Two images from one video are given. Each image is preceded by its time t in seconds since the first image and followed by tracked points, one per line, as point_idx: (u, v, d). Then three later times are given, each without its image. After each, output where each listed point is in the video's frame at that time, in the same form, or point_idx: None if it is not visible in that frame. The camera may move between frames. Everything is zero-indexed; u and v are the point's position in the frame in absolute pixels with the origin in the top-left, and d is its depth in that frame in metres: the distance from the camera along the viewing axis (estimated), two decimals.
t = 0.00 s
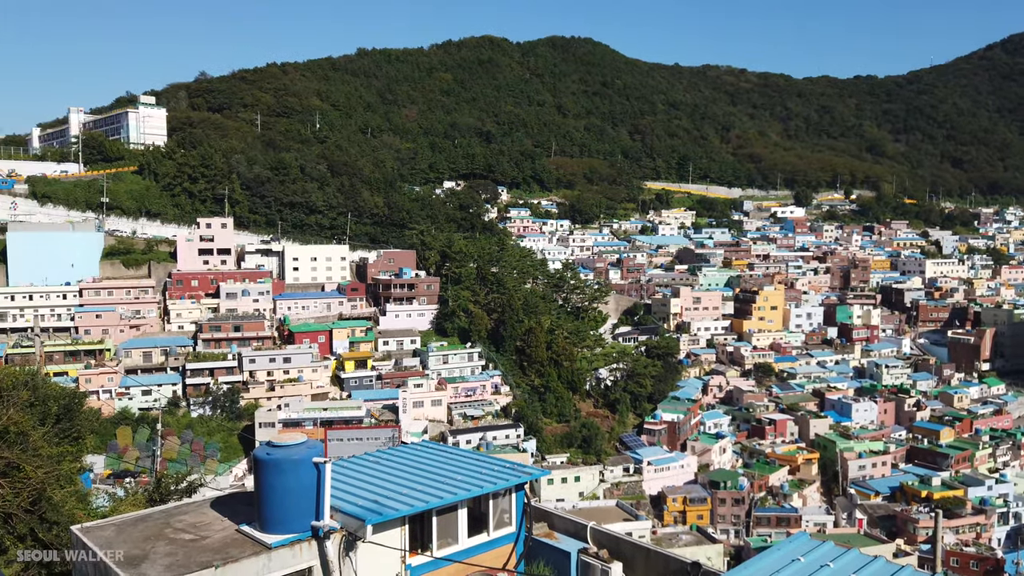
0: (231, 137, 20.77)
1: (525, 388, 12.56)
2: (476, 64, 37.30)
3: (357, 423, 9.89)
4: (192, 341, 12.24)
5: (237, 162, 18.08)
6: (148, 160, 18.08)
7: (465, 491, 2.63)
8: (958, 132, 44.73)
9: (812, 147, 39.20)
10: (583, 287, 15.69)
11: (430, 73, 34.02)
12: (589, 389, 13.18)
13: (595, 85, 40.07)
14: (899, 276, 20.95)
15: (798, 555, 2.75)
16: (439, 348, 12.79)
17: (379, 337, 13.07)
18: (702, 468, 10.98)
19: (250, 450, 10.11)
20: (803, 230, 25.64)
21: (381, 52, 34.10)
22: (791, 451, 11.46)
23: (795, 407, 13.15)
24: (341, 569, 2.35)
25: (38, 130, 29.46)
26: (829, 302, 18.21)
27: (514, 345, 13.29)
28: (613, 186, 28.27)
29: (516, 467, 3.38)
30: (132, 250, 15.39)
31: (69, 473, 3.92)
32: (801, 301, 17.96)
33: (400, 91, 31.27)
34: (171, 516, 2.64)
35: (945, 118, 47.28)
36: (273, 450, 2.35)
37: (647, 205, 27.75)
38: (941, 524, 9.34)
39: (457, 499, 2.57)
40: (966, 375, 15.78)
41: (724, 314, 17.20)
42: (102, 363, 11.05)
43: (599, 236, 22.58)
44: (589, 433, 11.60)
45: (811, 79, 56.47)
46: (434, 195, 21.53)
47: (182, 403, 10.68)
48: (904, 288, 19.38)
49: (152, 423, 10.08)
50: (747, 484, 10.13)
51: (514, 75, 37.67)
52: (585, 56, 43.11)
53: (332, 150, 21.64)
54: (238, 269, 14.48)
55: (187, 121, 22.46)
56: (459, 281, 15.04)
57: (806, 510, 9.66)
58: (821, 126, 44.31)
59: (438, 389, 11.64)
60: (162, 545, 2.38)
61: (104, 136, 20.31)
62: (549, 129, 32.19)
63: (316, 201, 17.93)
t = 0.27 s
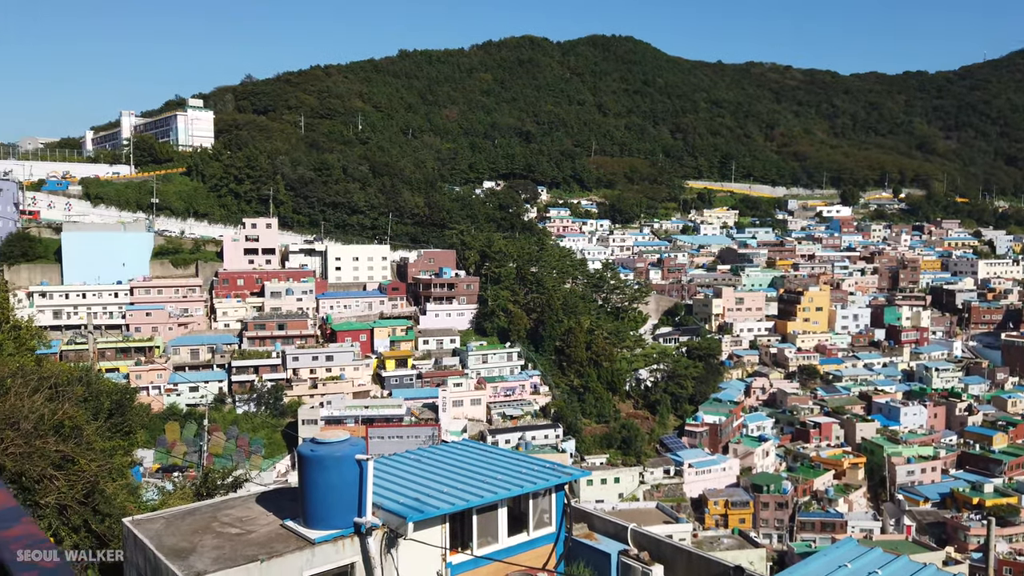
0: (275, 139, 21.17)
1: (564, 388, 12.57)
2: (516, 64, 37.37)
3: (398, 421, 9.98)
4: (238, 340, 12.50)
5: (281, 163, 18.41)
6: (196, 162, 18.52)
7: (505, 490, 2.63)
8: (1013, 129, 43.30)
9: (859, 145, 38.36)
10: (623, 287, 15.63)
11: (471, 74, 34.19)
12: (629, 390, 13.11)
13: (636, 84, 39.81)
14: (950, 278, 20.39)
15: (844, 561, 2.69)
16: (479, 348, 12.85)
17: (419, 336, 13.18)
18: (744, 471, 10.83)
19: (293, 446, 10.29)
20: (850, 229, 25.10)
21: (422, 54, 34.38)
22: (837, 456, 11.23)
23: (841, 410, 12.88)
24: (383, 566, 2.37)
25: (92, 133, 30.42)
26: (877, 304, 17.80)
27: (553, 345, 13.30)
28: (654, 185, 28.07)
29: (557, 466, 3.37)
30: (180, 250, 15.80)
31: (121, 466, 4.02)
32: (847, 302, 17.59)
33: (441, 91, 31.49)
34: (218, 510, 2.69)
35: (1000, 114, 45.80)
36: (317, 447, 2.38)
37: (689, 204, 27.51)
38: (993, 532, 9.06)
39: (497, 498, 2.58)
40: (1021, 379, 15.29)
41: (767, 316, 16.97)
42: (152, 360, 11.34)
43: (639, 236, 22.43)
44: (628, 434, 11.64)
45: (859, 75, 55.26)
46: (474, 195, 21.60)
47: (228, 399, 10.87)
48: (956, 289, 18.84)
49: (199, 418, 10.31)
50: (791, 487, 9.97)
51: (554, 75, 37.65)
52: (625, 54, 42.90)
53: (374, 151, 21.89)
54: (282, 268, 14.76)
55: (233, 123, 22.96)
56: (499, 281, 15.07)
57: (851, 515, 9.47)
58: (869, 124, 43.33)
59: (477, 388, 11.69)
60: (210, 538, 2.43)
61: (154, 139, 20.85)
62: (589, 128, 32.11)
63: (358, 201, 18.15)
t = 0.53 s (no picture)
0: (319, 140, 21.49)
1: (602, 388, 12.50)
2: (557, 63, 37.36)
3: (437, 420, 10.03)
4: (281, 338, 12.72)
5: (324, 164, 18.69)
6: (241, 163, 18.90)
7: (544, 490, 2.63)
8: None
9: (908, 143, 37.44)
10: (664, 287, 15.56)
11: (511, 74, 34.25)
12: (669, 392, 13.08)
13: (677, 82, 39.46)
14: (1004, 279, 19.76)
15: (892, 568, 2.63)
16: (518, 348, 12.88)
17: (458, 335, 13.26)
18: (787, 475, 10.67)
19: (335, 443, 10.44)
20: (898, 229, 24.50)
21: (462, 54, 34.60)
22: (884, 460, 10.97)
23: (888, 414, 12.59)
24: (424, 563, 2.39)
25: (143, 135, 31.28)
26: (926, 305, 17.35)
27: (593, 345, 13.22)
28: (696, 185, 27.81)
29: (596, 468, 3.36)
30: (226, 249, 16.12)
31: (170, 461, 4.12)
32: (895, 304, 17.18)
33: (481, 91, 31.63)
34: (262, 505, 2.74)
35: None
36: (359, 444, 2.41)
37: (731, 203, 27.21)
38: None
39: (537, 498, 2.58)
40: None
41: (812, 317, 16.77)
42: (198, 357, 11.60)
43: (680, 235, 22.23)
44: (668, 436, 11.70)
45: (909, 71, 53.91)
46: (514, 195, 21.62)
47: (271, 397, 11.08)
48: (1010, 291, 18.27)
49: (243, 415, 10.51)
50: (835, 492, 9.79)
51: (595, 73, 37.54)
52: (667, 52, 42.57)
53: (414, 152, 22.07)
54: (325, 268, 14.98)
55: (278, 125, 23.38)
56: (538, 281, 15.07)
57: (898, 522, 9.26)
58: (918, 120, 42.25)
59: (516, 388, 11.71)
60: (254, 533, 2.47)
61: (201, 141, 21.32)
62: (630, 127, 31.96)
63: (398, 201, 18.31)
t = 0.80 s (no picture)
0: (359, 141, 21.76)
1: (640, 390, 12.51)
2: (596, 63, 37.31)
3: (474, 419, 10.08)
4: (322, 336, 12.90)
5: (364, 165, 18.95)
6: (283, 164, 19.23)
7: (582, 491, 2.62)
8: None
9: (957, 141, 36.48)
10: (703, 288, 15.48)
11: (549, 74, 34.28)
12: (709, 393, 13.10)
13: (718, 80, 39.06)
14: None
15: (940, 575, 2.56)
16: (555, 347, 12.88)
17: (496, 335, 13.30)
18: (830, 480, 10.51)
19: (374, 441, 10.55)
20: (947, 229, 23.88)
21: (501, 54, 34.73)
22: (931, 466, 10.71)
23: (935, 418, 12.28)
24: (463, 562, 2.39)
25: (189, 137, 32.02)
26: (976, 307, 16.88)
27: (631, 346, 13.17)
28: (737, 184, 27.52)
29: (635, 469, 3.34)
30: (269, 249, 16.44)
31: (214, 456, 4.21)
32: (943, 306, 16.77)
33: (520, 91, 31.71)
34: (304, 501, 2.78)
35: None
36: (400, 442, 2.42)
37: (773, 203, 26.90)
38: None
39: (575, 499, 2.57)
40: None
41: (857, 319, 16.43)
42: (241, 354, 11.83)
43: (720, 235, 22.01)
44: (708, 438, 11.64)
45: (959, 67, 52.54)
46: (552, 194, 21.61)
47: (312, 394, 11.21)
48: None
49: (285, 412, 10.69)
50: (880, 498, 9.55)
51: (634, 72, 37.41)
52: (708, 50, 42.17)
53: (453, 153, 22.21)
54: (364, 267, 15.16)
55: (319, 127, 23.73)
56: (576, 281, 15.04)
57: (946, 529, 9.04)
58: (968, 117, 41.15)
59: (554, 388, 11.72)
60: (296, 528, 2.50)
61: (245, 142, 21.73)
62: (670, 127, 31.78)
63: (437, 201, 18.43)
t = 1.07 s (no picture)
0: (399, 142, 21.98)
1: (681, 392, 12.61)
2: (636, 62, 37.18)
3: (512, 420, 10.13)
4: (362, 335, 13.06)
5: (404, 166, 19.16)
6: (324, 165, 19.51)
7: (622, 493, 2.60)
8: None
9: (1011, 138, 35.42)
10: (745, 289, 15.47)
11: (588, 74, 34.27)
12: (750, 396, 13.11)
13: (761, 78, 38.53)
14: None
15: None
16: (593, 348, 12.87)
17: (534, 335, 13.31)
18: (875, 485, 10.31)
19: (413, 440, 10.62)
20: (999, 229, 23.19)
21: (540, 55, 34.76)
22: (981, 473, 10.41)
23: (986, 424, 11.94)
24: (502, 562, 2.39)
25: (235, 139, 32.72)
26: None
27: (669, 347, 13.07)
28: (779, 183, 27.16)
29: (675, 471, 3.31)
30: (310, 249, 16.69)
31: (259, 453, 4.28)
32: (995, 308, 16.30)
33: (559, 91, 31.74)
34: (346, 497, 2.81)
35: None
36: (439, 441, 2.42)
37: (817, 202, 26.52)
38: None
39: (616, 500, 2.56)
40: None
41: (904, 321, 16.09)
42: (284, 353, 12.02)
43: (762, 236, 21.74)
44: (749, 442, 11.60)
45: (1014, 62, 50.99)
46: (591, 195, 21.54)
47: (352, 392, 11.41)
48: None
49: (326, 410, 10.81)
50: (928, 505, 9.31)
51: (674, 71, 37.17)
52: (750, 48, 41.66)
53: (492, 153, 22.28)
54: (403, 268, 15.30)
55: (360, 129, 24.03)
56: (614, 281, 14.97)
57: (997, 538, 8.75)
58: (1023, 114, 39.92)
59: (592, 389, 11.76)
60: (339, 525, 2.53)
61: (288, 144, 22.11)
62: (711, 126, 31.51)
63: (475, 201, 18.53)
